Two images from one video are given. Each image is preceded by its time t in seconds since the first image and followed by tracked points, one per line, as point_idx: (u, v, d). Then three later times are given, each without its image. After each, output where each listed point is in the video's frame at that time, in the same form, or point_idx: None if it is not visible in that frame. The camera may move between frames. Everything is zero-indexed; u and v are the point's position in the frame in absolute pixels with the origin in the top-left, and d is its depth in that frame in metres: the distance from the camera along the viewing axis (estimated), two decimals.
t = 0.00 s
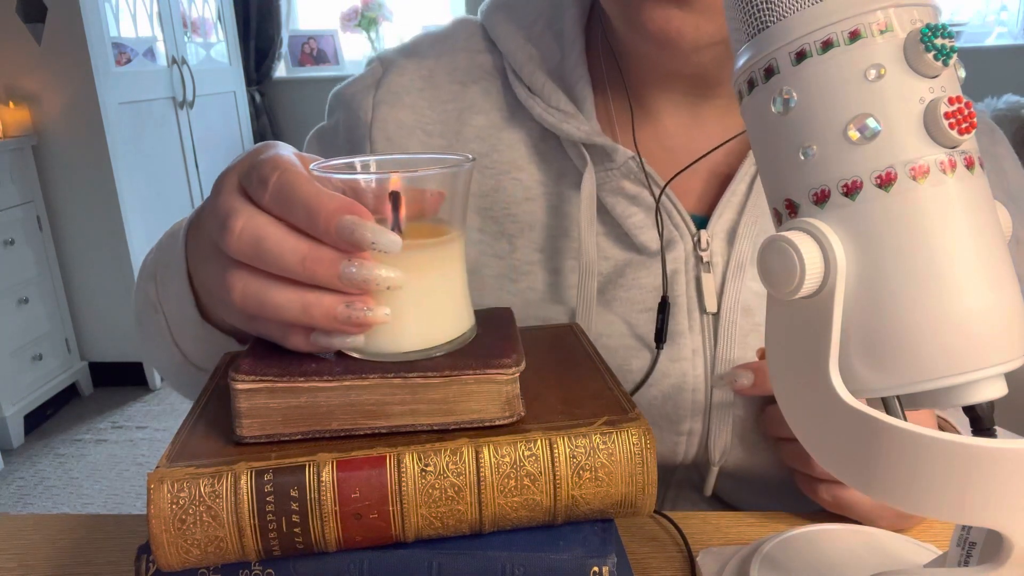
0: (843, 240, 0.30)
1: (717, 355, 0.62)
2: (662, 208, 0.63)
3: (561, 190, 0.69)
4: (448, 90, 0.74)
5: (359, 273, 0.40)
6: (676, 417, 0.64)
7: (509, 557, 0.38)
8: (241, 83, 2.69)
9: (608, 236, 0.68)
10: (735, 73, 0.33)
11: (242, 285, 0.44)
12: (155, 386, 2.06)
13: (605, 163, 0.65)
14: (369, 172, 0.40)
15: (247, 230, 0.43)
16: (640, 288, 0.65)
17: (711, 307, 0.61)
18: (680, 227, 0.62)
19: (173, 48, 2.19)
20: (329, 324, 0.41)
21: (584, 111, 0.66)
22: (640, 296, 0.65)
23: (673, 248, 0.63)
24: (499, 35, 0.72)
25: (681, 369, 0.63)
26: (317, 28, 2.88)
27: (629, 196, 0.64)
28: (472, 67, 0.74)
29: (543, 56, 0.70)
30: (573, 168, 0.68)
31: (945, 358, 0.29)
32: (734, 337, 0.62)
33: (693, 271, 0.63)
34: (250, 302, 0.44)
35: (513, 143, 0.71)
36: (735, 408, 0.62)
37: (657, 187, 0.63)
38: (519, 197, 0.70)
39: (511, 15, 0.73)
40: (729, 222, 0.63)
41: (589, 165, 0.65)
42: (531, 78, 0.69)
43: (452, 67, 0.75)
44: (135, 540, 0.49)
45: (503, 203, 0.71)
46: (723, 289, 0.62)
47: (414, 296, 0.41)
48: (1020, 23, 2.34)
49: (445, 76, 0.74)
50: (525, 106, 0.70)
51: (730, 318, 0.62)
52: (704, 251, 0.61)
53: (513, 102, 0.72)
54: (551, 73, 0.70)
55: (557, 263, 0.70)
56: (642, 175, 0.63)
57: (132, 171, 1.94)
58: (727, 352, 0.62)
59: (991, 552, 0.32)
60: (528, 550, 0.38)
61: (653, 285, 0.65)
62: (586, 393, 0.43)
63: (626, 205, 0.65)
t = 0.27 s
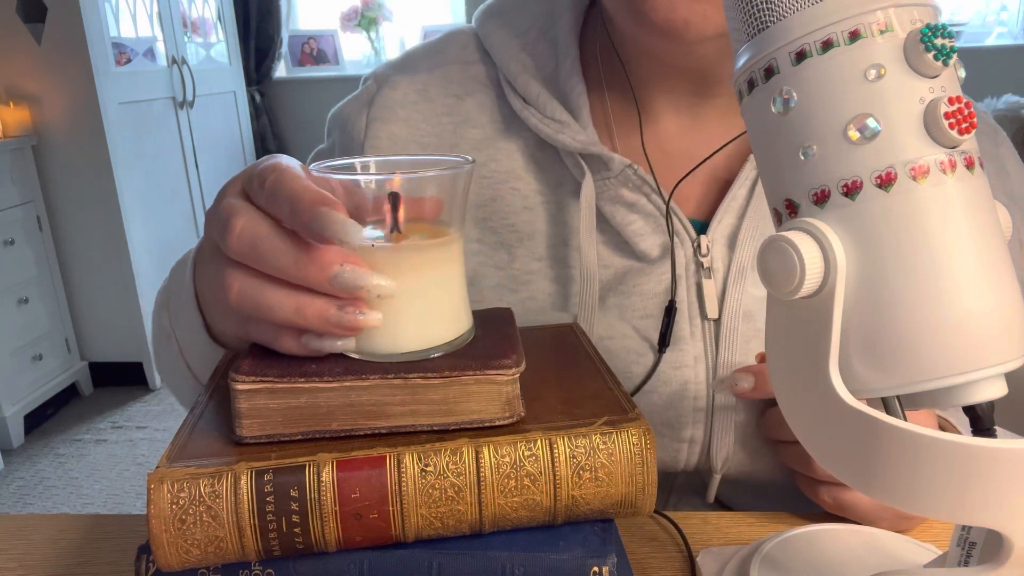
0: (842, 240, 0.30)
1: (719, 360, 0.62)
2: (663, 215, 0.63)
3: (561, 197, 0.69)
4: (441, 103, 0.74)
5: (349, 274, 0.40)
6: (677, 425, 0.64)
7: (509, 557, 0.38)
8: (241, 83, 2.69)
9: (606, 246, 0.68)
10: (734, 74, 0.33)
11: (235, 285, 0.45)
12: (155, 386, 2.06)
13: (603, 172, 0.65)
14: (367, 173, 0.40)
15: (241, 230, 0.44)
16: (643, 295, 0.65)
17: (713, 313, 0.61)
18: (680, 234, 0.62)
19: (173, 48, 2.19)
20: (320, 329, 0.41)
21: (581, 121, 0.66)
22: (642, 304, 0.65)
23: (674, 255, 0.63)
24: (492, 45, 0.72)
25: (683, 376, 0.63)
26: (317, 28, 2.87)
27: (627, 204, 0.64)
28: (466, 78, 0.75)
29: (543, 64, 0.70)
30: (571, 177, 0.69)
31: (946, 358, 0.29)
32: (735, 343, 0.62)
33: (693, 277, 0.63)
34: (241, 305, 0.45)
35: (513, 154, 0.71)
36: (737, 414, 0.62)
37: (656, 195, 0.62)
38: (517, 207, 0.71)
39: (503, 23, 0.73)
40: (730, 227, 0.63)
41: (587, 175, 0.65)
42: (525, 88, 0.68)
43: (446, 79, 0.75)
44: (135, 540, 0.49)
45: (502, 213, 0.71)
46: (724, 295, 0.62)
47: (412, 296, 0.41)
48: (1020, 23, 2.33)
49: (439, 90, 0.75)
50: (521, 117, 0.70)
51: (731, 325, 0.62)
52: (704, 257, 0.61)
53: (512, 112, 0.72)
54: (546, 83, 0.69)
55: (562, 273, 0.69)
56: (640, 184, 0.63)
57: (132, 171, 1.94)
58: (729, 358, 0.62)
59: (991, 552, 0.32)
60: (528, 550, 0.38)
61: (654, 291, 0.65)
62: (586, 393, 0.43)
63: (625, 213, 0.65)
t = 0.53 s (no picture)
0: (843, 240, 0.30)
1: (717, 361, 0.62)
2: (657, 220, 0.63)
3: (555, 204, 0.69)
4: (429, 117, 0.73)
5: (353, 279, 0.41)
6: (676, 429, 0.63)
7: (509, 557, 0.38)
8: (242, 83, 2.69)
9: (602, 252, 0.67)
10: (734, 73, 0.33)
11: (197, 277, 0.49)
12: (155, 386, 2.06)
13: (594, 179, 0.64)
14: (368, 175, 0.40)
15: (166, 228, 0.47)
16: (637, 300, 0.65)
17: (709, 317, 0.61)
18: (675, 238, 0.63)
19: (173, 49, 2.19)
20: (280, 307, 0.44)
21: (570, 128, 0.66)
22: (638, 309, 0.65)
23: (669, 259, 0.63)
24: (479, 56, 0.71)
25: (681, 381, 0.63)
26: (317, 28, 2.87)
27: (621, 210, 0.64)
28: (453, 92, 0.73)
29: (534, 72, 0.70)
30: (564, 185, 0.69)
31: (946, 358, 0.29)
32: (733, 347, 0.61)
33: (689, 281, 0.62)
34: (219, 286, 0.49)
35: (505, 157, 0.70)
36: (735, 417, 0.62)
37: (649, 201, 0.62)
38: (510, 214, 0.70)
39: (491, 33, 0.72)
40: (725, 230, 0.63)
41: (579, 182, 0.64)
42: (513, 97, 0.68)
43: (434, 93, 0.74)
44: (136, 540, 0.49)
45: (495, 221, 0.70)
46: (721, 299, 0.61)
47: (410, 295, 0.41)
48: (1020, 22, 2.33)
49: (427, 104, 0.74)
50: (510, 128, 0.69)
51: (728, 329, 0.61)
52: (698, 261, 0.61)
53: (501, 124, 0.71)
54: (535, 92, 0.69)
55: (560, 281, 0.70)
56: (633, 191, 0.63)
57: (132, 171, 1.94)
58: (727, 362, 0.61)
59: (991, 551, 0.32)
60: (528, 550, 0.38)
61: (651, 297, 0.65)
62: (586, 394, 0.43)
63: (619, 219, 0.65)
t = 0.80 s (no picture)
0: (843, 240, 0.30)
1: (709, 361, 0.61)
2: (646, 224, 0.63)
3: (543, 212, 0.70)
4: (412, 132, 0.74)
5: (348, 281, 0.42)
6: (670, 432, 0.63)
7: (509, 557, 0.38)
8: (243, 83, 2.69)
9: (591, 259, 0.67)
10: (735, 73, 0.33)
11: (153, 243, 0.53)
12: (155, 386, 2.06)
13: (580, 187, 0.64)
14: (370, 175, 0.40)
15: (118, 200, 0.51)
16: (624, 303, 0.65)
17: (701, 317, 0.61)
18: (665, 240, 0.63)
19: (174, 49, 2.18)
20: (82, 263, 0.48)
21: (554, 136, 0.66)
22: (626, 311, 0.65)
23: (658, 261, 0.63)
24: (460, 68, 0.71)
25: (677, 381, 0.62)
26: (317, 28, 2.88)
27: (609, 215, 0.64)
28: (435, 107, 0.74)
29: (513, 82, 0.70)
30: (551, 193, 0.69)
31: (946, 358, 0.29)
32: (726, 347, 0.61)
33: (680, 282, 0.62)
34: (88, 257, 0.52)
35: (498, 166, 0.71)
36: (729, 416, 0.62)
37: (636, 205, 0.63)
38: (498, 223, 0.71)
39: (472, 45, 0.72)
40: (714, 230, 0.63)
41: (564, 190, 0.65)
42: (494, 109, 0.68)
43: (417, 108, 0.75)
44: (136, 539, 0.49)
45: (483, 231, 0.71)
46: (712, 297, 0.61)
47: (408, 295, 0.41)
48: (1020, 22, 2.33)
49: (410, 119, 0.74)
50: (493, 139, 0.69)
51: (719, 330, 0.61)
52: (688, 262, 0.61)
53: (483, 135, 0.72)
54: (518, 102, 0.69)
55: (549, 288, 0.70)
56: (618, 196, 0.63)
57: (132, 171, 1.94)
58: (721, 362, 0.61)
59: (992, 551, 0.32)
60: (528, 550, 0.38)
61: (640, 298, 0.64)
62: (586, 394, 0.43)
63: (608, 225, 0.65)
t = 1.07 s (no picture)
0: (843, 240, 0.30)
1: (696, 365, 0.61)
2: (636, 229, 0.63)
3: (531, 220, 0.70)
4: (400, 145, 0.75)
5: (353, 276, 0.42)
6: (657, 435, 0.63)
7: (509, 557, 0.38)
8: (243, 83, 2.68)
9: (579, 266, 0.67)
10: (735, 73, 0.33)
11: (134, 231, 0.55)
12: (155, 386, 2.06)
13: (566, 197, 0.65)
14: (369, 175, 0.40)
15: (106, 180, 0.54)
16: (618, 305, 0.65)
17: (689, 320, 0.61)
18: (655, 243, 0.62)
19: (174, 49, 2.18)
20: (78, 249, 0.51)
21: (541, 146, 0.65)
22: (617, 313, 0.65)
23: (648, 265, 0.63)
24: (446, 81, 0.72)
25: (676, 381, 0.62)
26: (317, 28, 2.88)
27: (598, 222, 0.64)
28: (422, 119, 0.75)
29: (500, 91, 0.69)
30: (540, 203, 0.69)
31: (946, 358, 0.29)
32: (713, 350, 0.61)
33: (670, 286, 0.62)
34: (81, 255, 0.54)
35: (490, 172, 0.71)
36: (717, 420, 0.62)
37: (625, 211, 0.62)
38: (488, 232, 0.71)
39: (457, 56, 0.72)
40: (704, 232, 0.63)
41: (552, 201, 0.65)
42: (481, 120, 0.68)
43: (404, 121, 0.76)
44: (136, 540, 0.49)
45: (473, 241, 0.71)
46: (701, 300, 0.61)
47: (407, 295, 0.41)
48: (1020, 23, 2.33)
49: (399, 133, 0.75)
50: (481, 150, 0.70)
51: (707, 334, 0.61)
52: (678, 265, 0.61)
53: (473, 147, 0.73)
54: (505, 113, 0.68)
55: (540, 293, 0.70)
56: (607, 203, 0.63)
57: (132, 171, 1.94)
58: (707, 366, 0.61)
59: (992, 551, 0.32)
60: (528, 550, 0.38)
61: (631, 301, 0.65)
62: (586, 394, 0.43)
63: (597, 231, 0.65)
